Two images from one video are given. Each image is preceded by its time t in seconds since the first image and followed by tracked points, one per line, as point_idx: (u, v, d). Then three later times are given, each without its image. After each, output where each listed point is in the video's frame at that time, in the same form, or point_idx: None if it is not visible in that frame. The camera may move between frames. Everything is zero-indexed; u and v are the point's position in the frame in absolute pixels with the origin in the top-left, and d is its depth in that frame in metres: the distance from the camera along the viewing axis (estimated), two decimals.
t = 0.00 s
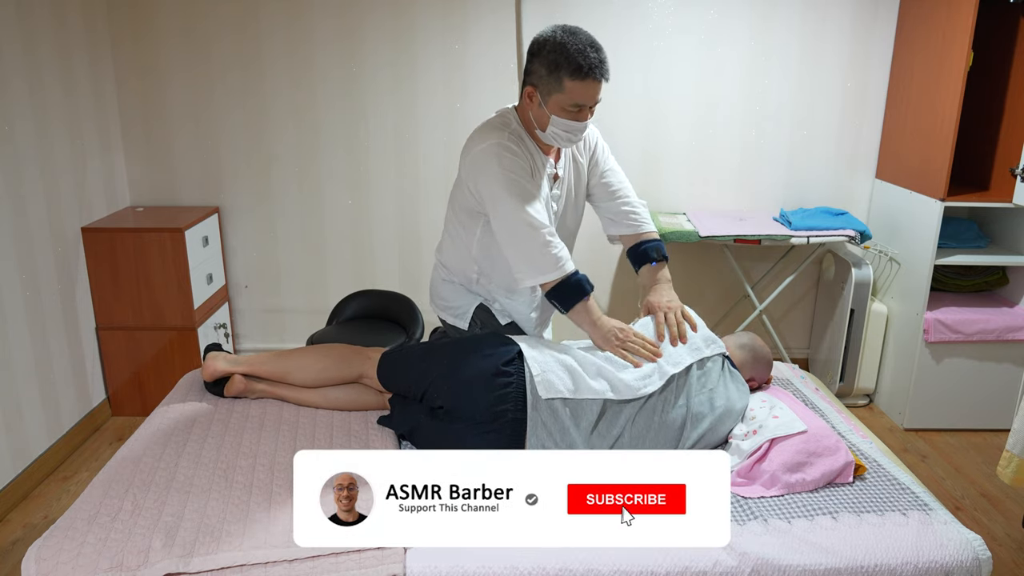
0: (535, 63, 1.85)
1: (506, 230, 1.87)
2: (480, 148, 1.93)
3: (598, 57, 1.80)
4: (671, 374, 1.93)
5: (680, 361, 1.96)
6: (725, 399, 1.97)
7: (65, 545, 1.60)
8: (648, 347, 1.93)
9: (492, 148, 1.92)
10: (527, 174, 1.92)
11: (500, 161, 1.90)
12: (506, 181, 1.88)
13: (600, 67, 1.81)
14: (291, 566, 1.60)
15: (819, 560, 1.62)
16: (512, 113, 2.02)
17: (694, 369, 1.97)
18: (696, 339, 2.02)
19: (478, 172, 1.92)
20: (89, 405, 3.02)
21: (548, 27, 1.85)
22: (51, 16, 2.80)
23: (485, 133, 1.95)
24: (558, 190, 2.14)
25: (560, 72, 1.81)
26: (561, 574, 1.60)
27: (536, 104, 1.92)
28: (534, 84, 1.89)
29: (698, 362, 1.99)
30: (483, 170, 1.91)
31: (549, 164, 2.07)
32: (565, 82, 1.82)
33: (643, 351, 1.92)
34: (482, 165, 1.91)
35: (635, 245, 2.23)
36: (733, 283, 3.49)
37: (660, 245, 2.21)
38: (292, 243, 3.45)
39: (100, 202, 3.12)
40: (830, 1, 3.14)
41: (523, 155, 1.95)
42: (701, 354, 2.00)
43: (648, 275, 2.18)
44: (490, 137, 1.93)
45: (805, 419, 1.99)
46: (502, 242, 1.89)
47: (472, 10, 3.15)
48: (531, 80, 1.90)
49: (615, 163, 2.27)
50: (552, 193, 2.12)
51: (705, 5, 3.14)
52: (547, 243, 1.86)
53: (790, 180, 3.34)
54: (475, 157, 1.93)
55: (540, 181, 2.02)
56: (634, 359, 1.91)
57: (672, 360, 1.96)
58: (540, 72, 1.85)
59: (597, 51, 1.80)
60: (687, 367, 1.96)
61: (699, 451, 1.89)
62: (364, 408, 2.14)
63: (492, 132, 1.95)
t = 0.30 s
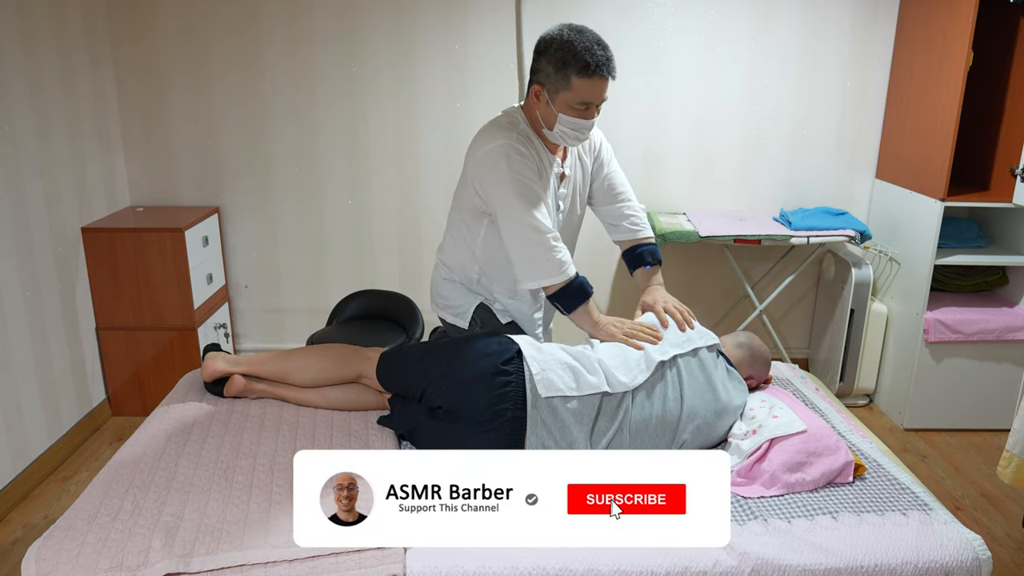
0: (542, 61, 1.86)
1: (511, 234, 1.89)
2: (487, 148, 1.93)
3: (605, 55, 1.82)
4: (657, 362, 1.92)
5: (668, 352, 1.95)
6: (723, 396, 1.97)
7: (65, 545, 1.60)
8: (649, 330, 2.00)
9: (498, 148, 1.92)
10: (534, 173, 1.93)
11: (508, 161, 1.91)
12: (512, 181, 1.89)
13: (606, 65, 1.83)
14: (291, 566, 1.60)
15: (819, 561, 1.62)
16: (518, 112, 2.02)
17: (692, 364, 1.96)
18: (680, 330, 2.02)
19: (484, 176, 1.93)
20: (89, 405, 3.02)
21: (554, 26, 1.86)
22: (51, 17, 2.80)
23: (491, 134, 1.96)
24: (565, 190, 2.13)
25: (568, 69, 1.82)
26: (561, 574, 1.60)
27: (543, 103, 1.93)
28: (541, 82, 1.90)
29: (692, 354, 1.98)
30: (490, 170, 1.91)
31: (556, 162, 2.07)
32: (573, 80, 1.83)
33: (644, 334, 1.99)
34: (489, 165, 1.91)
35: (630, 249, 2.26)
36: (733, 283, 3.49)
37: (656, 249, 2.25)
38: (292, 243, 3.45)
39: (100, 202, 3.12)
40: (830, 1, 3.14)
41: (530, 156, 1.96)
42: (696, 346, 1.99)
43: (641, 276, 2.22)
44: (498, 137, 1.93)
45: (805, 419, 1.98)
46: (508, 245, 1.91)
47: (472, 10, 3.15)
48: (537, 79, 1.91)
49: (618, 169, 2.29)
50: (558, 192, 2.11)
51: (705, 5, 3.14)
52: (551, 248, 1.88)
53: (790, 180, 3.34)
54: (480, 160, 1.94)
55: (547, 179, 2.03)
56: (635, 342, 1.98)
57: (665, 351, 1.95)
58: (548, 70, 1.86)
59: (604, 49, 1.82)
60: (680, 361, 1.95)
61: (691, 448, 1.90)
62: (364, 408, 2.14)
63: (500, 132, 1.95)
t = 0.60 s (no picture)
0: (545, 60, 1.87)
1: (521, 226, 1.88)
2: (490, 146, 1.93)
3: (607, 54, 1.82)
4: (674, 380, 1.92)
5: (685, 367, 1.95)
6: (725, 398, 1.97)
7: (65, 545, 1.60)
8: (666, 343, 1.98)
9: (502, 146, 1.92)
10: (540, 170, 1.93)
11: (514, 157, 1.91)
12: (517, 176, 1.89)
13: (608, 64, 1.83)
14: (291, 566, 1.60)
15: (819, 561, 1.62)
16: (519, 111, 2.02)
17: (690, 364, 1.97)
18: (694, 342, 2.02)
19: (489, 172, 1.92)
20: (89, 405, 3.02)
21: (556, 25, 1.87)
22: (51, 17, 2.80)
23: (493, 134, 1.96)
24: (565, 188, 2.14)
25: (570, 68, 1.83)
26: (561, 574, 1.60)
27: (545, 101, 1.93)
28: (543, 81, 1.91)
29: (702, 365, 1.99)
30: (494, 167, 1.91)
31: (556, 162, 2.07)
32: (575, 79, 1.84)
33: (661, 348, 1.97)
34: (495, 161, 1.91)
35: (643, 243, 2.26)
36: (733, 283, 3.49)
37: (665, 241, 2.25)
38: (292, 243, 3.45)
39: (100, 202, 3.12)
40: (830, 1, 3.14)
41: (535, 152, 1.96)
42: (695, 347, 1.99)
43: (657, 272, 2.22)
44: (501, 135, 1.94)
45: (805, 419, 1.98)
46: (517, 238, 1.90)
47: (472, 10, 3.15)
48: (539, 77, 1.91)
49: (618, 167, 2.29)
50: (558, 191, 2.12)
51: (705, 5, 3.14)
52: (564, 235, 1.88)
53: (790, 180, 3.34)
54: (485, 158, 1.93)
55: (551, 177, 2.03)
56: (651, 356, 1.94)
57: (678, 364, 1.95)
58: (550, 69, 1.87)
59: (606, 49, 1.83)
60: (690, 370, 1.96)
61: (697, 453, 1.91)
62: (364, 408, 2.14)
63: (502, 131, 1.95)
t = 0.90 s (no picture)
0: (555, 60, 1.86)
1: (519, 229, 1.89)
2: (499, 145, 1.93)
3: (616, 55, 1.83)
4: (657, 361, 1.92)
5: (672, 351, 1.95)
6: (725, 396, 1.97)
7: (65, 545, 1.60)
8: (652, 330, 2.00)
9: (512, 144, 1.91)
10: (547, 173, 1.93)
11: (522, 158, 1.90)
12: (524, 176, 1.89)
13: (618, 64, 1.84)
14: (291, 566, 1.60)
15: (819, 561, 1.62)
16: (527, 111, 2.01)
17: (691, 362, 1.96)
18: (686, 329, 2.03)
19: (497, 172, 1.91)
20: (89, 405, 3.02)
21: (566, 26, 1.87)
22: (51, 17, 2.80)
23: (503, 130, 1.95)
24: (572, 189, 2.14)
25: (581, 68, 1.83)
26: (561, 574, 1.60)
27: (554, 102, 1.93)
28: (553, 81, 1.91)
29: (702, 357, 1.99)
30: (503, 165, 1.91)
31: (565, 163, 2.07)
32: (586, 79, 1.84)
33: (647, 334, 1.99)
34: (503, 162, 1.91)
35: (633, 251, 2.26)
36: (733, 283, 3.49)
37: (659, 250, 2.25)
38: (292, 243, 3.45)
39: (100, 202, 3.12)
40: (830, 1, 3.14)
41: (543, 154, 1.96)
42: (696, 346, 1.99)
43: (646, 280, 2.23)
44: (510, 134, 1.93)
45: (805, 419, 1.98)
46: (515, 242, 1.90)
47: (472, 10, 3.14)
48: (549, 77, 1.91)
49: (624, 170, 2.30)
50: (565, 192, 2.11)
51: (705, 5, 3.14)
52: (558, 246, 1.88)
53: (790, 180, 3.34)
54: (495, 154, 1.93)
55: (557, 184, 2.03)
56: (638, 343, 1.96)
57: (670, 350, 1.95)
58: (560, 70, 1.86)
59: (616, 49, 1.83)
60: (689, 363, 1.96)
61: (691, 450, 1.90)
62: (364, 408, 2.14)
63: (511, 129, 1.94)
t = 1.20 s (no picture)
0: (555, 58, 1.87)
1: (526, 220, 1.87)
2: (499, 142, 1.93)
3: (616, 52, 1.83)
4: (676, 379, 1.92)
5: (688, 365, 1.96)
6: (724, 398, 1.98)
7: (66, 545, 1.60)
8: (670, 342, 1.96)
9: (513, 141, 1.92)
10: (548, 168, 1.93)
11: (522, 153, 1.91)
12: (526, 172, 1.89)
13: (618, 61, 1.84)
14: (291, 566, 1.60)
15: (819, 561, 1.62)
16: (527, 109, 2.01)
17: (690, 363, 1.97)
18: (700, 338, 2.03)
19: (498, 168, 1.92)
20: (89, 405, 3.02)
21: (565, 23, 1.87)
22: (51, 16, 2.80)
23: (504, 127, 1.95)
24: (570, 187, 2.14)
25: (581, 65, 1.83)
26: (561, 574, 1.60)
27: (554, 99, 1.93)
28: (553, 78, 1.91)
29: (702, 361, 1.99)
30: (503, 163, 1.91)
31: (564, 160, 2.07)
32: (585, 76, 1.84)
33: (663, 346, 1.94)
34: (504, 157, 1.91)
35: (647, 242, 2.25)
36: (733, 284, 3.49)
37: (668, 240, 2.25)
38: (292, 243, 3.45)
39: (100, 202, 3.12)
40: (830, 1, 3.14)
41: (543, 150, 1.96)
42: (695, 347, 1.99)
43: (662, 271, 2.21)
44: (511, 130, 1.94)
45: (805, 419, 1.99)
46: (523, 233, 1.88)
47: (472, 10, 3.15)
48: (549, 75, 1.91)
49: (623, 169, 2.30)
50: (564, 189, 2.12)
51: (705, 5, 3.14)
52: (569, 232, 1.86)
53: (790, 180, 3.34)
54: (496, 152, 1.93)
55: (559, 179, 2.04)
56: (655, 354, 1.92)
57: (682, 365, 1.95)
58: (561, 67, 1.87)
59: (616, 47, 1.84)
60: (693, 369, 1.96)
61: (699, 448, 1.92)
62: (364, 408, 2.14)
63: (512, 126, 1.95)
